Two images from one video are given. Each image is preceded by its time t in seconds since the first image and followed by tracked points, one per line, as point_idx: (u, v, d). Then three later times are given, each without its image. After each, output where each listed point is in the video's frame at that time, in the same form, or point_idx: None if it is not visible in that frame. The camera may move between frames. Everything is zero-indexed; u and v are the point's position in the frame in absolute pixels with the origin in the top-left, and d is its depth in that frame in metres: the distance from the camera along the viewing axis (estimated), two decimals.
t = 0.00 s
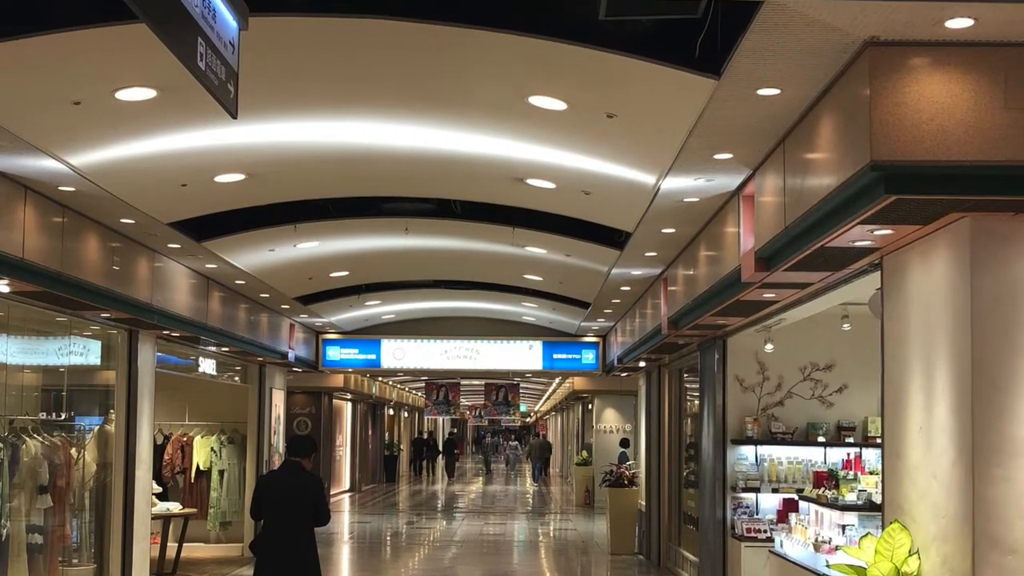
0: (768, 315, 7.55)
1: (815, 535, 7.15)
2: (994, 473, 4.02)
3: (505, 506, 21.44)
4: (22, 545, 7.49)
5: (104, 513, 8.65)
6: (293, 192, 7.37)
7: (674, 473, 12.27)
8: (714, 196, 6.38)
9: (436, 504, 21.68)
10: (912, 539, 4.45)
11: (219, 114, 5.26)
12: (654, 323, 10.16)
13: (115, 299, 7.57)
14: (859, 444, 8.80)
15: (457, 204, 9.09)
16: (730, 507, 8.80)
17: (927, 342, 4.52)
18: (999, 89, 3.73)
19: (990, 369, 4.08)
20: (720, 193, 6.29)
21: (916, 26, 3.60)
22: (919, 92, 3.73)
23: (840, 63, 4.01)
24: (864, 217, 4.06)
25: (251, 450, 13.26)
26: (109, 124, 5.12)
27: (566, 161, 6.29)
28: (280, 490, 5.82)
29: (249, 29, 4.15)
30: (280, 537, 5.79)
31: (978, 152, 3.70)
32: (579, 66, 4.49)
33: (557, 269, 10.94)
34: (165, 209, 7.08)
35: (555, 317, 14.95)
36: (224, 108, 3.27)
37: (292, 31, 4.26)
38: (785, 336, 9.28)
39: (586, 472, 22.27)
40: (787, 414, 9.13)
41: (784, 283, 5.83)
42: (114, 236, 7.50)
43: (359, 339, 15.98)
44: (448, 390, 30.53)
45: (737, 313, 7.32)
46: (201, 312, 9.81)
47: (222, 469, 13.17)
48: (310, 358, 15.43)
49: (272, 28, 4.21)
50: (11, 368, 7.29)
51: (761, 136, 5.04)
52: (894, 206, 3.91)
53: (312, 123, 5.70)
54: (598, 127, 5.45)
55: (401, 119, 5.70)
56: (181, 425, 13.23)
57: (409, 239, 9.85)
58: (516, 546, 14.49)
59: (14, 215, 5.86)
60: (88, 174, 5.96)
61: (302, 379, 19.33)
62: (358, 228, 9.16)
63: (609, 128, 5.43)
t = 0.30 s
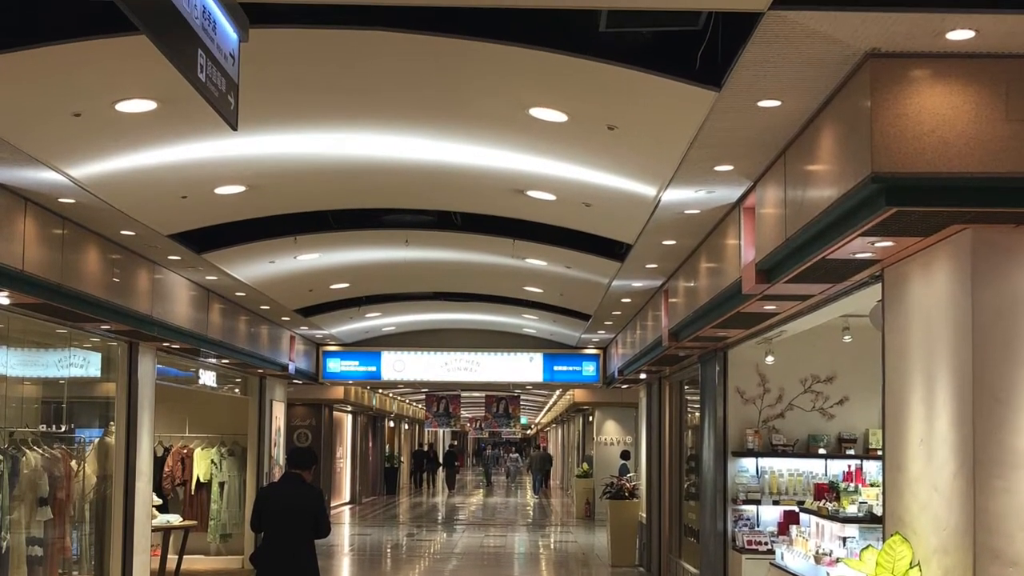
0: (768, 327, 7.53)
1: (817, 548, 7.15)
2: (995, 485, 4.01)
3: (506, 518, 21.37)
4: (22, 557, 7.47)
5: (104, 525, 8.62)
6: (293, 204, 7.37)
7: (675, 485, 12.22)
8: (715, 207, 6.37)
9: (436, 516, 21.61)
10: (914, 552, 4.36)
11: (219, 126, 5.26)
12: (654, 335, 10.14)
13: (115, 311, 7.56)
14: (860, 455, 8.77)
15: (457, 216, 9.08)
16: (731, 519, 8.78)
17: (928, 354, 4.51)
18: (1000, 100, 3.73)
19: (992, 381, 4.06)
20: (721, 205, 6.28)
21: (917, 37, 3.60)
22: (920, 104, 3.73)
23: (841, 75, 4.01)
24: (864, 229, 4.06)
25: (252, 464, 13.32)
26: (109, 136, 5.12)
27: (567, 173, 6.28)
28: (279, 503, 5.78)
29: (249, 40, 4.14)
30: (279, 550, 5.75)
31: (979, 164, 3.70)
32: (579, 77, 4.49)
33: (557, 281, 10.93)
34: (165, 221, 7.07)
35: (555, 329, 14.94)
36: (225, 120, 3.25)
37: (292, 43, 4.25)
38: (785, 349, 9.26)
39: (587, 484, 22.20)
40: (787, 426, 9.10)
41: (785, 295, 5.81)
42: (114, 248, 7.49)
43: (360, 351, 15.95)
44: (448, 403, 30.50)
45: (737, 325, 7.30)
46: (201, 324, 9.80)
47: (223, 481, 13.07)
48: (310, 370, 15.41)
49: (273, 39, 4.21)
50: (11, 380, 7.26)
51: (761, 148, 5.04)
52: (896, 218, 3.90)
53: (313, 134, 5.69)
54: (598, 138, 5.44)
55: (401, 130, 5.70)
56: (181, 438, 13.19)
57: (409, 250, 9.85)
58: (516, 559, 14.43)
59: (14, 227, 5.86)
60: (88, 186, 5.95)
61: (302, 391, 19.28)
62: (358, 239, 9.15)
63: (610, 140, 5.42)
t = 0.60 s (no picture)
0: (769, 339, 7.50)
1: (817, 559, 7.23)
2: (998, 497, 3.98)
3: (507, 530, 21.29)
4: (21, 570, 7.44)
5: (104, 537, 8.59)
6: (294, 216, 7.37)
7: (675, 497, 12.17)
8: (716, 219, 6.37)
9: (436, 528, 21.54)
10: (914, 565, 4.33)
11: (220, 138, 5.26)
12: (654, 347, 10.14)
13: (116, 323, 7.55)
14: (861, 467, 8.75)
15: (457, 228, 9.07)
16: (731, 532, 8.75)
17: (929, 366, 4.49)
18: (1001, 112, 3.72)
19: (994, 393, 4.04)
20: (722, 217, 6.28)
21: (917, 49, 3.59)
22: (921, 115, 3.72)
23: (842, 87, 4.01)
24: (865, 241, 4.05)
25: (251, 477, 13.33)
26: (109, 148, 5.12)
27: (567, 185, 6.28)
28: (279, 514, 5.74)
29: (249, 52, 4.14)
30: (280, 561, 5.70)
31: (980, 176, 3.69)
32: (580, 89, 4.49)
33: (557, 293, 10.92)
34: (165, 232, 7.07)
35: (556, 340, 14.92)
36: (226, 131, 3.25)
37: (291, 54, 4.25)
38: (786, 361, 9.25)
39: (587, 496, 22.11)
40: (788, 438, 9.09)
41: (786, 307, 5.80)
42: (114, 260, 7.48)
43: (360, 364, 15.93)
44: (448, 415, 30.44)
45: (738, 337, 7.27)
46: (201, 335, 9.78)
47: (223, 493, 13.05)
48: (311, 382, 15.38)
49: (272, 51, 4.21)
50: (11, 392, 7.24)
51: (762, 160, 5.04)
52: (897, 230, 3.88)
53: (313, 146, 5.69)
54: (599, 151, 5.44)
55: (401, 142, 5.70)
56: (181, 450, 13.20)
57: (409, 262, 9.84)
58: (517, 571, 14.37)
59: (14, 239, 5.85)
60: (88, 198, 5.95)
61: (302, 402, 19.24)
62: (359, 251, 9.15)
63: (610, 152, 5.42)
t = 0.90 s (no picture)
0: (770, 351, 7.48)
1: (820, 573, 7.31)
2: (999, 510, 3.97)
3: (507, 542, 21.23)
4: None
5: (104, 550, 8.56)
6: (295, 228, 7.37)
7: (675, 509, 12.14)
8: (716, 231, 6.37)
9: (437, 540, 21.48)
10: None
11: (220, 150, 5.26)
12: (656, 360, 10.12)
13: (116, 335, 7.54)
14: (862, 480, 8.67)
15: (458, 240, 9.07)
16: (731, 543, 8.73)
17: (930, 378, 4.48)
18: (1002, 125, 3.72)
19: (995, 406, 4.03)
20: (722, 229, 6.29)
21: (918, 61, 3.59)
22: (922, 127, 3.72)
23: (843, 99, 4.01)
24: (867, 253, 4.04)
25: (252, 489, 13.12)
26: (110, 160, 5.12)
27: (567, 197, 6.28)
28: (279, 527, 5.71)
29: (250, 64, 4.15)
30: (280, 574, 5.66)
31: (980, 188, 3.68)
32: (580, 101, 4.49)
33: (557, 305, 10.91)
34: (166, 245, 7.07)
35: (556, 352, 14.90)
36: (227, 143, 3.24)
37: (292, 66, 4.26)
38: (786, 373, 9.25)
39: (588, 509, 22.03)
40: (789, 451, 9.06)
41: (787, 319, 5.78)
42: (114, 272, 7.47)
43: (360, 376, 15.91)
44: (449, 427, 30.38)
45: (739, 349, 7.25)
46: (201, 347, 9.76)
47: (223, 505, 12.98)
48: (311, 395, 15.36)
49: (272, 63, 4.21)
50: (11, 404, 7.22)
51: (762, 172, 5.03)
52: (898, 242, 3.88)
53: (313, 158, 5.69)
54: (599, 162, 5.44)
55: (402, 154, 5.70)
56: (182, 462, 13.33)
57: (410, 274, 9.83)
58: None
59: (14, 251, 5.84)
60: (88, 210, 5.95)
61: (303, 414, 19.20)
62: (359, 263, 9.14)
63: (611, 164, 5.42)
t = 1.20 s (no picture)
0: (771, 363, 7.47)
1: None
2: (1000, 523, 3.96)
3: (508, 555, 21.16)
4: None
5: (104, 562, 8.53)
6: (295, 240, 7.38)
7: (676, 520, 12.12)
8: (717, 244, 6.37)
9: (438, 552, 21.41)
10: None
11: (221, 161, 5.27)
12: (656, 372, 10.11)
13: (116, 347, 7.53)
14: (862, 492, 8.73)
15: (459, 252, 9.06)
16: (731, 556, 8.59)
17: (930, 390, 4.47)
18: (1003, 137, 3.71)
19: (995, 418, 4.01)
20: (722, 242, 6.29)
21: (919, 72, 3.59)
22: (923, 139, 3.71)
23: (844, 110, 4.01)
24: (868, 265, 4.03)
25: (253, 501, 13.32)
26: (110, 172, 5.13)
27: (567, 208, 6.28)
28: (279, 541, 5.66)
29: (251, 76, 4.15)
30: None
31: (981, 200, 3.68)
32: (580, 113, 4.49)
33: (558, 317, 10.91)
34: (166, 257, 7.07)
35: (557, 365, 14.89)
36: (228, 155, 3.24)
37: (293, 78, 4.26)
38: (788, 385, 9.27)
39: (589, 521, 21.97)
40: (789, 463, 9.05)
41: (787, 331, 5.78)
42: (114, 284, 7.47)
43: (360, 389, 15.88)
44: (449, 439, 30.32)
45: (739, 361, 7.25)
46: (201, 359, 9.74)
47: (224, 517, 12.99)
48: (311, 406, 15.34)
49: (273, 75, 4.22)
50: (11, 417, 7.19)
51: (763, 184, 5.04)
52: (898, 254, 3.88)
53: (313, 170, 5.70)
54: (600, 174, 5.44)
55: (403, 166, 5.70)
56: (181, 474, 13.12)
57: (410, 286, 9.83)
58: None
59: (14, 262, 5.84)
60: (88, 222, 5.94)
61: (304, 425, 19.16)
62: (360, 275, 9.14)
63: (611, 176, 5.43)
